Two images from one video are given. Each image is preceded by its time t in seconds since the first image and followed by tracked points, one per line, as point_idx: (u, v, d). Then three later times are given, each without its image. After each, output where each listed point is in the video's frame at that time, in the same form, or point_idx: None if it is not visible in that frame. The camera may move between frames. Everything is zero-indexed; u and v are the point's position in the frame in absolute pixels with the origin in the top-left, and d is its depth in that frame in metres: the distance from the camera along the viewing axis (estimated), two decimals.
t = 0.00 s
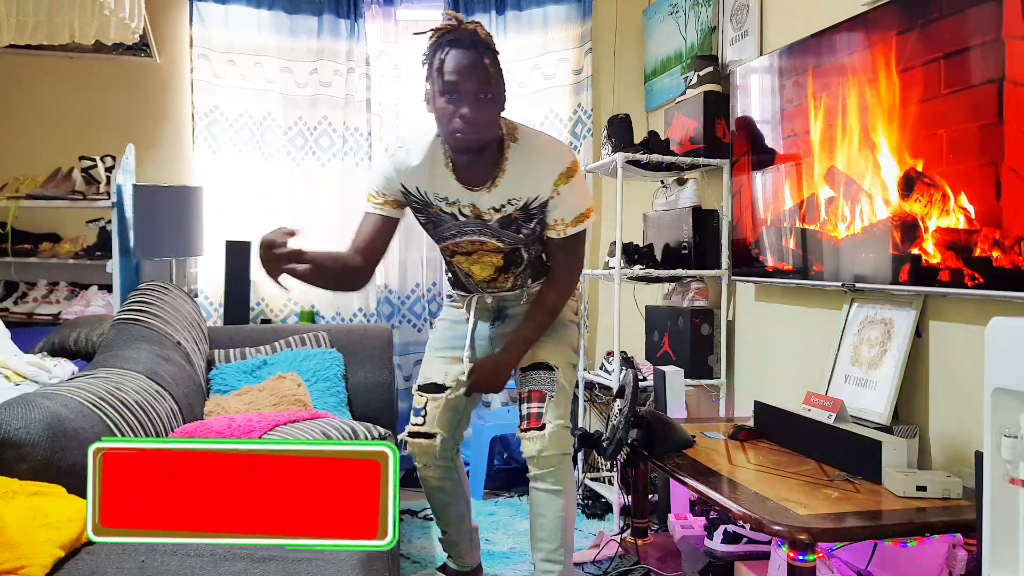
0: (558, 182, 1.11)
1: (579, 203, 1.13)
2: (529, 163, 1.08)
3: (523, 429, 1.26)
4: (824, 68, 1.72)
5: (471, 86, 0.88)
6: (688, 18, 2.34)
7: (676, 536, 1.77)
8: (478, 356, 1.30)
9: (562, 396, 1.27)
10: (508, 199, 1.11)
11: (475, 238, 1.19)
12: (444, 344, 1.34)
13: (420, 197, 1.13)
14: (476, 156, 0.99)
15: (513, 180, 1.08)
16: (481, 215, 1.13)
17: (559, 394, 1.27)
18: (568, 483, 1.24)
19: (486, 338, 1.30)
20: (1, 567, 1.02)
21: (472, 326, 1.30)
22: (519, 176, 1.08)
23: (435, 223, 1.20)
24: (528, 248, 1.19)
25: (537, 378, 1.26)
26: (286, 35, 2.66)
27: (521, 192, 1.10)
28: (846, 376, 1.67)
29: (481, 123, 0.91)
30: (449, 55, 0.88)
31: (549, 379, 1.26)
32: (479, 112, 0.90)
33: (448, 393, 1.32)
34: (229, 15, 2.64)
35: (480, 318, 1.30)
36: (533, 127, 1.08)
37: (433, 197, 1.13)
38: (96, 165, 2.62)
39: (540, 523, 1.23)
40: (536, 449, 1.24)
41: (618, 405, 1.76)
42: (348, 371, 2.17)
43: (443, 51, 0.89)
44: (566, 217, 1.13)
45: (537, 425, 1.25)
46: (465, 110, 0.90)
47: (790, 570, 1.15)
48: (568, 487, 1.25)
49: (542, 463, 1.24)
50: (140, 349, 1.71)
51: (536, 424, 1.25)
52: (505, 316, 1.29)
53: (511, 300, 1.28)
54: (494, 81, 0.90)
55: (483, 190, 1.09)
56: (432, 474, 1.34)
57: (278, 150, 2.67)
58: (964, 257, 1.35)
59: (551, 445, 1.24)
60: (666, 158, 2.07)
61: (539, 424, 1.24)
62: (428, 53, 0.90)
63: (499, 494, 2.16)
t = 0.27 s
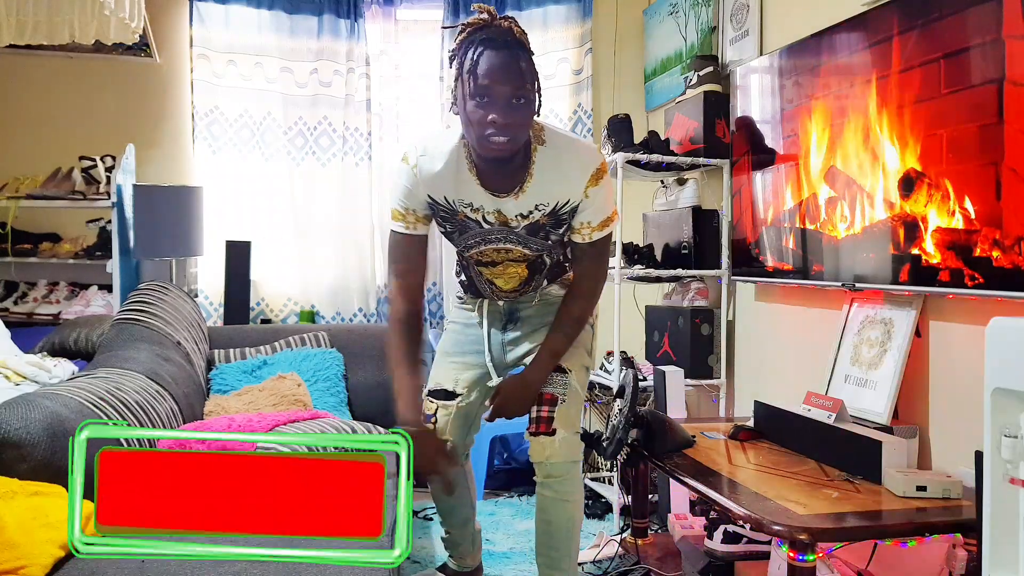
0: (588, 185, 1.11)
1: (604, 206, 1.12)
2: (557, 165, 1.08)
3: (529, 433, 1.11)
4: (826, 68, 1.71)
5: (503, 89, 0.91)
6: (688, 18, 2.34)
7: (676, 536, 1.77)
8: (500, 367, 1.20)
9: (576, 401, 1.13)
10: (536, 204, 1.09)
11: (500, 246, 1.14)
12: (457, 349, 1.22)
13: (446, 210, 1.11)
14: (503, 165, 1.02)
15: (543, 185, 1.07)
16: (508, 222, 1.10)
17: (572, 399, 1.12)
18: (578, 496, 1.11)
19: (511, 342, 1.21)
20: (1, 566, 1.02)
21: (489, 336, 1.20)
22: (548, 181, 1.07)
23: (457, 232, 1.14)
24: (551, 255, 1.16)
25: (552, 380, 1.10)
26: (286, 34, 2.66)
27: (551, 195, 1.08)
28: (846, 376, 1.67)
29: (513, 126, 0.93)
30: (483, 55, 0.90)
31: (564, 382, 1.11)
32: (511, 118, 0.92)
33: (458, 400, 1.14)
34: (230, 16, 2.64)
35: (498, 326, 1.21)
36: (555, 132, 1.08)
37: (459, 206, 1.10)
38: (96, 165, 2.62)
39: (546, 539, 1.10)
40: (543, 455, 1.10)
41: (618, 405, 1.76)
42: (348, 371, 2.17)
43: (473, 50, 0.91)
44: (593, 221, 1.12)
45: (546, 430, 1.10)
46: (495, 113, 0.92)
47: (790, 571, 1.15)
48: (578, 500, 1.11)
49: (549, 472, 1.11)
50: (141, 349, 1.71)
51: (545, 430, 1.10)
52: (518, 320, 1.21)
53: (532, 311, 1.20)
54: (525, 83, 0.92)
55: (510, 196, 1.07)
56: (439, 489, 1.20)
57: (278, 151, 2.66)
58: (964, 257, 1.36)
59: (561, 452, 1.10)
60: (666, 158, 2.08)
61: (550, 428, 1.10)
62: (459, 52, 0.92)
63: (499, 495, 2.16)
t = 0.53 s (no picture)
0: (598, 186, 1.06)
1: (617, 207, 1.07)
2: (563, 164, 1.05)
3: (537, 440, 1.06)
4: (826, 68, 1.71)
5: (506, 82, 0.97)
6: (688, 19, 2.34)
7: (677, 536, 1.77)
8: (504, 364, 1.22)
9: (585, 407, 1.10)
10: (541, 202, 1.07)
11: (505, 245, 1.12)
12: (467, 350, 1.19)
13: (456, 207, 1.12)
14: (509, 160, 1.03)
15: (548, 184, 1.05)
16: (511, 221, 1.09)
17: (581, 404, 1.09)
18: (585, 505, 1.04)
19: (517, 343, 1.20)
20: None
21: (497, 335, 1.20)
22: (553, 179, 1.05)
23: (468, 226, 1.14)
24: (561, 256, 1.14)
25: (558, 385, 1.09)
26: (285, 35, 2.65)
27: (556, 193, 1.06)
28: (846, 376, 1.67)
29: (515, 120, 0.98)
30: (487, 47, 0.98)
31: (570, 388, 1.09)
32: (514, 111, 0.98)
33: (464, 401, 1.18)
34: (230, 16, 2.62)
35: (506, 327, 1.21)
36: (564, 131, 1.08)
37: (467, 201, 1.10)
38: (96, 165, 2.62)
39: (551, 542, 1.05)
40: (548, 464, 1.04)
41: (617, 405, 1.75)
42: (348, 371, 2.17)
43: (478, 43, 0.99)
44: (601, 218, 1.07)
45: (552, 436, 1.05)
46: (497, 108, 0.98)
47: (791, 571, 1.15)
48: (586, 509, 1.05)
49: (557, 483, 1.04)
50: (141, 349, 1.71)
51: (551, 436, 1.05)
52: (524, 324, 1.20)
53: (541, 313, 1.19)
54: (527, 75, 0.99)
55: (515, 193, 1.06)
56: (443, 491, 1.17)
57: (278, 151, 2.65)
58: (964, 257, 1.36)
59: (569, 461, 1.04)
60: (666, 158, 2.06)
61: (555, 435, 1.05)
62: (464, 46, 1.01)
63: (499, 495, 2.16)
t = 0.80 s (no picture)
0: (609, 150, 0.92)
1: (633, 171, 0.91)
2: (583, 127, 0.95)
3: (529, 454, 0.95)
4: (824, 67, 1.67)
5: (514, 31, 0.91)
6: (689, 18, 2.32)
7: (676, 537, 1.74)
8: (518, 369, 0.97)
9: (585, 421, 0.94)
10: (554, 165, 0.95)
11: (513, 203, 0.96)
12: (472, 328, 0.96)
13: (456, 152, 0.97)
14: (520, 120, 0.95)
15: (565, 144, 0.94)
16: (520, 177, 0.96)
17: (578, 418, 0.94)
18: (582, 526, 0.97)
19: (514, 340, 0.96)
20: None
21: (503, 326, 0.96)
22: (571, 139, 0.94)
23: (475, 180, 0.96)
24: (572, 236, 0.93)
25: (554, 391, 0.94)
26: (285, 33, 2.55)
27: (572, 156, 0.94)
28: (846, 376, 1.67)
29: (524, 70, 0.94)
30: None
31: (562, 398, 0.94)
32: (524, 60, 0.93)
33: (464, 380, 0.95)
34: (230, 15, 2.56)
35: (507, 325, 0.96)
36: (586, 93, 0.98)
37: (480, 155, 0.97)
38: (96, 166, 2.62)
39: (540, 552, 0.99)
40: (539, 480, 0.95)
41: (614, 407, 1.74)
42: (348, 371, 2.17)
43: None
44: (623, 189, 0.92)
45: (545, 451, 0.94)
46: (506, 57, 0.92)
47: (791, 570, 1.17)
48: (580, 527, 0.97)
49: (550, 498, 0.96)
50: (141, 349, 1.71)
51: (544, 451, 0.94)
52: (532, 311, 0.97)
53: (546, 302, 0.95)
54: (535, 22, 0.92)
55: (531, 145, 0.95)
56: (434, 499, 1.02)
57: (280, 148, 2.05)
58: (965, 257, 1.40)
59: (559, 478, 0.95)
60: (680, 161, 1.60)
61: (548, 451, 0.94)
62: None
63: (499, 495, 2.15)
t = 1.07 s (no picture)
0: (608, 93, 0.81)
1: (630, 109, 0.79)
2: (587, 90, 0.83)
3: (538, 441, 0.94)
4: (826, 67, 1.71)
5: None
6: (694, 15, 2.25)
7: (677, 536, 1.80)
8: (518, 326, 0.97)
9: (592, 418, 0.91)
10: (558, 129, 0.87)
11: (515, 167, 0.92)
12: (480, 261, 1.01)
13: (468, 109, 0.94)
14: (521, 90, 0.86)
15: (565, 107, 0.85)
16: (529, 141, 0.89)
17: (585, 414, 0.90)
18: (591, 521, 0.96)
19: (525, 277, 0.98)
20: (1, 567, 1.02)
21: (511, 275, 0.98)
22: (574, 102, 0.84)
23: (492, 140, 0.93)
24: (578, 190, 0.91)
25: (559, 386, 0.90)
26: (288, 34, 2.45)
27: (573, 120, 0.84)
28: (846, 376, 1.67)
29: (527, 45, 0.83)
30: None
31: (573, 394, 0.89)
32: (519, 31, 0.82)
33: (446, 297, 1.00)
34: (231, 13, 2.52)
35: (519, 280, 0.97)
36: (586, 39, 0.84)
37: (484, 116, 0.92)
38: (96, 166, 2.62)
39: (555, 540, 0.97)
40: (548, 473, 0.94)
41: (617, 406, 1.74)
42: (348, 372, 2.17)
43: None
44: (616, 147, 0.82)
45: (552, 443, 0.92)
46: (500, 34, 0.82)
47: (790, 570, 1.16)
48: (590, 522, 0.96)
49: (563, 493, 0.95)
50: (141, 349, 1.71)
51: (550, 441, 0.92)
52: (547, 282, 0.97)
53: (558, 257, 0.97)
54: None
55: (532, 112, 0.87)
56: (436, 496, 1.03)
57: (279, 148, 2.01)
58: (964, 257, 1.36)
59: (567, 472, 0.93)
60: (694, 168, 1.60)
61: (556, 444, 0.92)
62: None
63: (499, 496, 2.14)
